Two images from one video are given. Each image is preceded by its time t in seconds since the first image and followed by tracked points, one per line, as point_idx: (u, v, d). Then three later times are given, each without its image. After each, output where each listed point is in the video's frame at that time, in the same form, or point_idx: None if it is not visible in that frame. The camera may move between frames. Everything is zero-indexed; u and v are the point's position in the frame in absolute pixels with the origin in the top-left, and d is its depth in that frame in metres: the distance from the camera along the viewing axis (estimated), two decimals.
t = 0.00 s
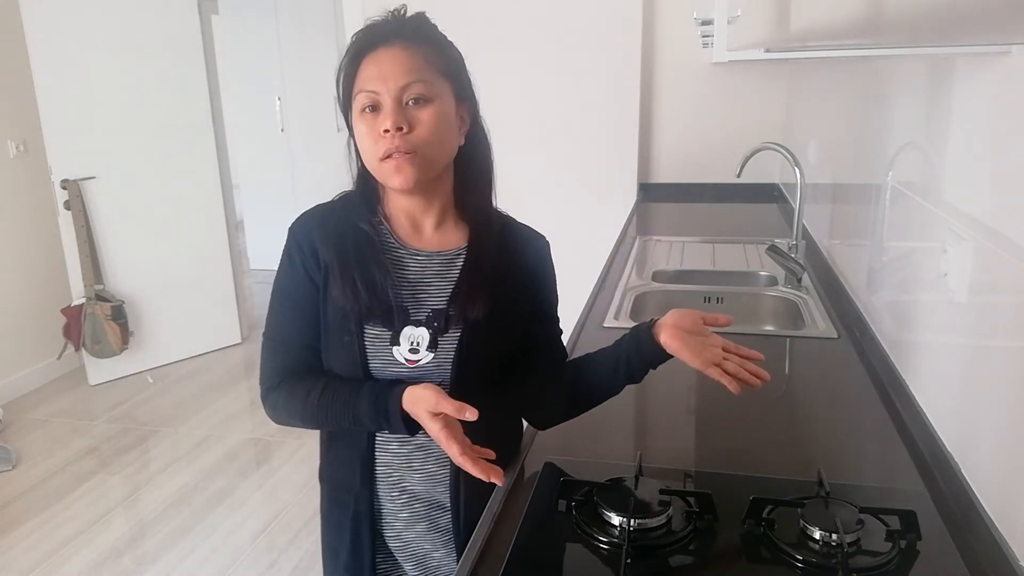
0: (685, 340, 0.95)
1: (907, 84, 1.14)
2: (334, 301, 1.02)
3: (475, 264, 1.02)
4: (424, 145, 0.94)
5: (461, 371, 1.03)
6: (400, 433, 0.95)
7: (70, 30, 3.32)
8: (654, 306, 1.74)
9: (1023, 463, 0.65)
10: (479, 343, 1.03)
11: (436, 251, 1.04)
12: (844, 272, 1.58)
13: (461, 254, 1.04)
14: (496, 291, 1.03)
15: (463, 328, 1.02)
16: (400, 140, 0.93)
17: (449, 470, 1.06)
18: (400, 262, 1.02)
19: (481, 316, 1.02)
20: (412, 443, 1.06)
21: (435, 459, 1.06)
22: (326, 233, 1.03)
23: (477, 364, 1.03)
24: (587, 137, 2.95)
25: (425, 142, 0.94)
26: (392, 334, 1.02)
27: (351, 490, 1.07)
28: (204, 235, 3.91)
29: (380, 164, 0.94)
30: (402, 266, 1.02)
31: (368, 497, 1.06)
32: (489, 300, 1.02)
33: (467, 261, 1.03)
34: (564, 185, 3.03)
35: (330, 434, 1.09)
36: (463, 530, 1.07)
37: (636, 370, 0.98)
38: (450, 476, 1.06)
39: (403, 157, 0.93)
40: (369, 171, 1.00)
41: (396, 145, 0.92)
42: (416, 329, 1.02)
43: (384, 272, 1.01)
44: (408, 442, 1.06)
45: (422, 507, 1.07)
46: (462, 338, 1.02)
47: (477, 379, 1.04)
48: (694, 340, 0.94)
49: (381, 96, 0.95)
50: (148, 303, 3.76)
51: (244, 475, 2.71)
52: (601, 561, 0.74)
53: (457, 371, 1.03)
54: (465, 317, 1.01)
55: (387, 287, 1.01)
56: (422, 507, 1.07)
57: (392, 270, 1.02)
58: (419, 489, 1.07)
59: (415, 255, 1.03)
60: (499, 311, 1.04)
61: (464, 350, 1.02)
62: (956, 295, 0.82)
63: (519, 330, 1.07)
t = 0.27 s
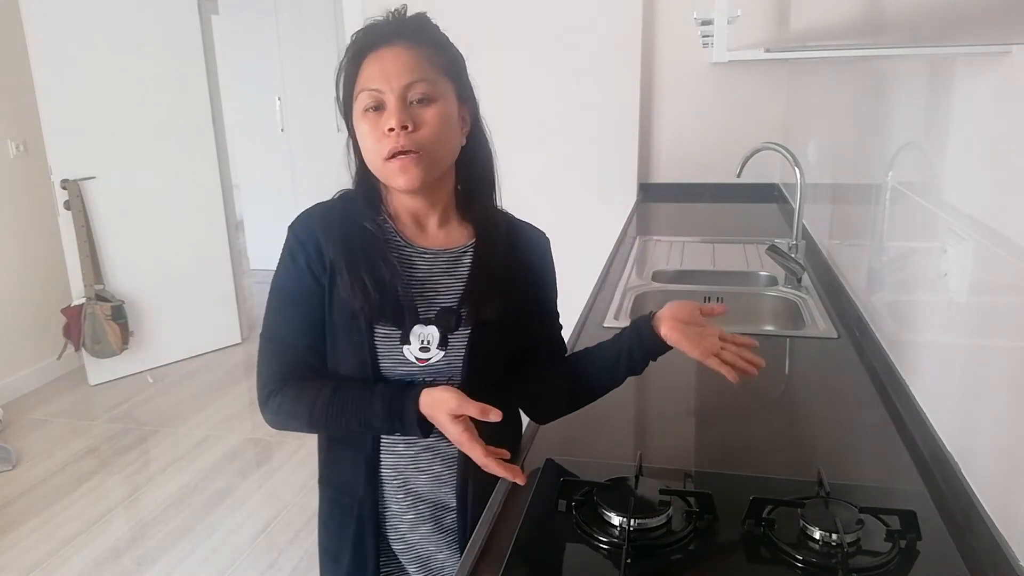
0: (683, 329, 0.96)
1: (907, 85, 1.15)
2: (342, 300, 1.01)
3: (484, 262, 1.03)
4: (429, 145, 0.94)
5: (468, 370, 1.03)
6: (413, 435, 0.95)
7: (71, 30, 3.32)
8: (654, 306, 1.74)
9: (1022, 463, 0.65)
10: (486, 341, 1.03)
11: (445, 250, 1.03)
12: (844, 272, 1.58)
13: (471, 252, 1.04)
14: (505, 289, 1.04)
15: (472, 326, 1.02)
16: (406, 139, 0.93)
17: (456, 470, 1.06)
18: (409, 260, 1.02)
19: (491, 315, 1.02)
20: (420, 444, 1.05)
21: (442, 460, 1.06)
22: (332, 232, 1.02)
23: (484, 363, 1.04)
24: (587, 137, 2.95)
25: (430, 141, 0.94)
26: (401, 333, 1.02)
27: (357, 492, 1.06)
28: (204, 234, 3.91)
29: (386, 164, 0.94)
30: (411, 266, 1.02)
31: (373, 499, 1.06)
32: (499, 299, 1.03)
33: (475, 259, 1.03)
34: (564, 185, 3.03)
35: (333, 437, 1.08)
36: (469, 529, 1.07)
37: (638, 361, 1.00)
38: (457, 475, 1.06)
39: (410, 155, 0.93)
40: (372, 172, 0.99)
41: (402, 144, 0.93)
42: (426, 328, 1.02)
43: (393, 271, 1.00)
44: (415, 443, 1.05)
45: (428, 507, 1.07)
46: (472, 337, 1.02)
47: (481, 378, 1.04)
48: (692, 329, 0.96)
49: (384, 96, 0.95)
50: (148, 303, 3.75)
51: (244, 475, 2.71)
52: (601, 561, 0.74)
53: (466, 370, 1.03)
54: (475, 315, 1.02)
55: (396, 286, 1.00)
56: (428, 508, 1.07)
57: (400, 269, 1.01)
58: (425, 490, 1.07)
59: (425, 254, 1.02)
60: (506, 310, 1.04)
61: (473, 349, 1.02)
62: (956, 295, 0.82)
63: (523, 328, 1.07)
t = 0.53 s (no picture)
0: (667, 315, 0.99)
1: (907, 85, 1.15)
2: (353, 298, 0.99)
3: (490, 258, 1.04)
4: (433, 147, 0.94)
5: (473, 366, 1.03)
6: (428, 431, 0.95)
7: (71, 30, 3.32)
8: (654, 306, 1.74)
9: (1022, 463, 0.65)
10: (490, 336, 1.03)
11: (452, 247, 1.03)
12: (844, 272, 1.58)
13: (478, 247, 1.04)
14: (510, 284, 1.05)
15: (481, 322, 1.02)
16: (410, 142, 0.93)
17: (461, 468, 1.06)
18: (417, 256, 1.01)
19: (498, 310, 1.03)
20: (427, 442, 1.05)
21: (447, 459, 1.05)
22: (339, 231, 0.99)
23: (487, 358, 1.04)
24: (587, 136, 2.95)
25: (433, 143, 0.94)
26: (410, 331, 1.01)
27: (362, 495, 1.05)
28: (204, 234, 3.91)
29: (390, 166, 0.94)
30: (418, 263, 1.01)
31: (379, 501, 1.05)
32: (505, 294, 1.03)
33: (481, 255, 1.03)
34: (564, 184, 3.03)
35: (338, 439, 1.06)
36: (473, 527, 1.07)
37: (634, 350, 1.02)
38: (462, 473, 1.06)
39: (414, 157, 0.93)
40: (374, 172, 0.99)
41: (406, 147, 0.92)
42: (435, 324, 1.01)
43: (403, 269, 0.99)
44: (421, 443, 1.05)
45: (434, 508, 1.06)
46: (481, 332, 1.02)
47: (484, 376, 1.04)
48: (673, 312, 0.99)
49: (386, 98, 0.95)
50: (148, 303, 3.76)
51: (244, 475, 2.71)
52: (602, 561, 0.74)
53: (477, 363, 1.03)
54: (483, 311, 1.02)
55: (406, 284, 0.99)
56: (433, 508, 1.06)
57: (409, 267, 1.00)
58: (431, 490, 1.06)
59: (433, 251, 1.02)
60: (510, 304, 1.05)
61: (479, 345, 1.03)
62: (956, 295, 0.82)
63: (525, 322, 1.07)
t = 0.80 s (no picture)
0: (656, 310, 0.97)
1: (907, 85, 1.15)
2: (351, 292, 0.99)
3: (492, 252, 1.03)
4: (437, 150, 0.94)
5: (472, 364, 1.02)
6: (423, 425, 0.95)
7: (72, 30, 3.32)
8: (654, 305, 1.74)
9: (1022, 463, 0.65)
10: (490, 333, 1.03)
11: (453, 243, 1.03)
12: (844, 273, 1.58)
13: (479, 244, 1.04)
14: (511, 281, 1.04)
15: (478, 317, 1.02)
16: (414, 145, 0.93)
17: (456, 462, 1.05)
18: (416, 251, 1.02)
19: (497, 306, 1.02)
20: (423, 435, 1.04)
21: (443, 454, 1.05)
22: (340, 226, 1.01)
23: (489, 357, 1.03)
24: (587, 137, 2.95)
25: (438, 147, 0.94)
26: (407, 325, 1.00)
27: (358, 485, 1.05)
28: (204, 235, 3.91)
29: (394, 167, 0.94)
30: (417, 259, 1.01)
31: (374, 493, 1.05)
32: (505, 291, 1.03)
33: (482, 252, 1.03)
34: (564, 184, 3.03)
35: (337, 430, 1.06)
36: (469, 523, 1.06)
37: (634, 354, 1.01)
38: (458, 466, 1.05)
39: (418, 160, 0.93)
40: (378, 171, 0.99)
41: (411, 149, 0.92)
42: (432, 317, 1.00)
43: (402, 265, 1.00)
44: (417, 436, 1.05)
45: (430, 501, 1.06)
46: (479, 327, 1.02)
47: (485, 375, 1.03)
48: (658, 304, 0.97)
49: (393, 99, 0.94)
50: (148, 303, 3.75)
51: (244, 475, 2.71)
52: (602, 561, 0.74)
53: (473, 361, 1.02)
54: (482, 306, 1.01)
55: (404, 279, 1.00)
56: (429, 502, 1.05)
57: (407, 263, 1.01)
58: (427, 483, 1.05)
59: (432, 246, 1.02)
60: (512, 301, 1.04)
61: (476, 341, 1.02)
62: (956, 295, 0.82)
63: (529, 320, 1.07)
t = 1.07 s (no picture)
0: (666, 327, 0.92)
1: (907, 85, 1.15)
2: (351, 289, 1.01)
3: (493, 251, 1.01)
4: (438, 146, 0.94)
5: (471, 365, 1.01)
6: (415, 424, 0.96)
7: (72, 29, 3.32)
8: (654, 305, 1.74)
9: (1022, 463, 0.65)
10: (492, 334, 1.01)
11: (453, 242, 1.02)
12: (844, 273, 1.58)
13: (480, 243, 1.02)
14: (512, 281, 1.01)
15: (474, 317, 1.00)
16: (414, 141, 0.93)
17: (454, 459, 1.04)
18: (417, 248, 1.02)
19: (495, 306, 1.00)
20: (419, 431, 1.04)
21: (439, 445, 1.04)
22: (346, 222, 1.03)
23: (492, 358, 1.02)
24: (586, 137, 2.95)
25: (439, 143, 0.94)
26: (403, 323, 1.01)
27: (356, 472, 1.06)
28: (204, 235, 3.92)
29: (395, 162, 0.94)
30: (418, 257, 1.01)
31: (370, 481, 1.05)
32: (504, 291, 1.01)
33: (483, 251, 1.01)
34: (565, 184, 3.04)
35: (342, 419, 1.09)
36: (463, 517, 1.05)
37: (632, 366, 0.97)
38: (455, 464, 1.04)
39: (419, 156, 0.93)
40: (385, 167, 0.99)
41: (411, 145, 0.92)
42: (428, 316, 1.00)
43: (401, 261, 1.00)
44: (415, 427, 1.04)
45: (426, 495, 1.05)
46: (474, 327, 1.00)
47: (486, 375, 1.02)
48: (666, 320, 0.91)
49: (398, 96, 0.95)
50: (148, 303, 3.75)
51: (244, 474, 2.71)
52: (603, 560, 0.74)
53: (467, 360, 1.01)
54: (478, 306, 1.00)
55: (403, 277, 1.00)
56: (423, 494, 1.05)
57: (407, 260, 1.01)
58: (422, 477, 1.05)
59: (431, 244, 1.02)
60: (514, 302, 1.02)
61: (474, 341, 1.01)
62: (956, 295, 0.82)
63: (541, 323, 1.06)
